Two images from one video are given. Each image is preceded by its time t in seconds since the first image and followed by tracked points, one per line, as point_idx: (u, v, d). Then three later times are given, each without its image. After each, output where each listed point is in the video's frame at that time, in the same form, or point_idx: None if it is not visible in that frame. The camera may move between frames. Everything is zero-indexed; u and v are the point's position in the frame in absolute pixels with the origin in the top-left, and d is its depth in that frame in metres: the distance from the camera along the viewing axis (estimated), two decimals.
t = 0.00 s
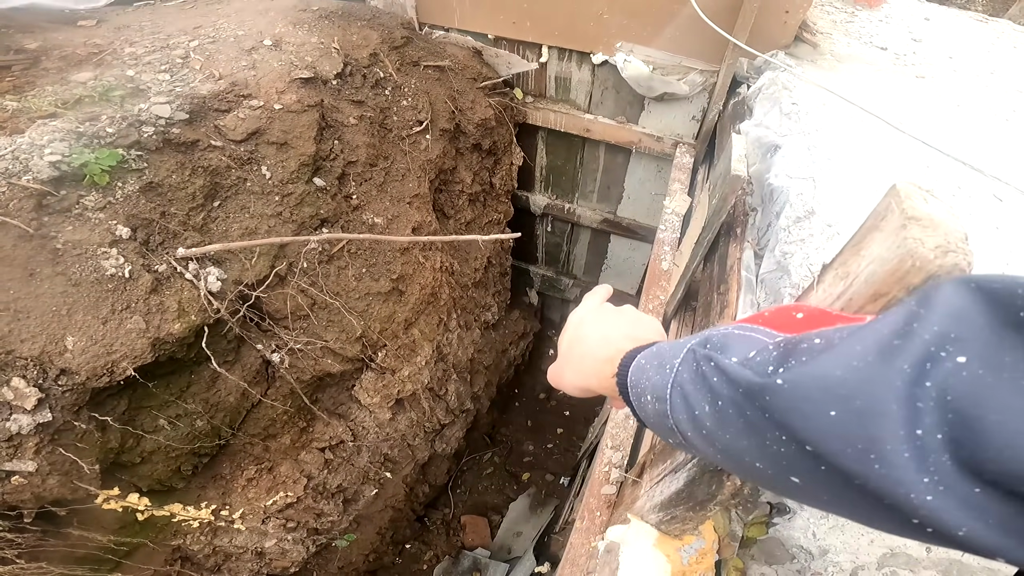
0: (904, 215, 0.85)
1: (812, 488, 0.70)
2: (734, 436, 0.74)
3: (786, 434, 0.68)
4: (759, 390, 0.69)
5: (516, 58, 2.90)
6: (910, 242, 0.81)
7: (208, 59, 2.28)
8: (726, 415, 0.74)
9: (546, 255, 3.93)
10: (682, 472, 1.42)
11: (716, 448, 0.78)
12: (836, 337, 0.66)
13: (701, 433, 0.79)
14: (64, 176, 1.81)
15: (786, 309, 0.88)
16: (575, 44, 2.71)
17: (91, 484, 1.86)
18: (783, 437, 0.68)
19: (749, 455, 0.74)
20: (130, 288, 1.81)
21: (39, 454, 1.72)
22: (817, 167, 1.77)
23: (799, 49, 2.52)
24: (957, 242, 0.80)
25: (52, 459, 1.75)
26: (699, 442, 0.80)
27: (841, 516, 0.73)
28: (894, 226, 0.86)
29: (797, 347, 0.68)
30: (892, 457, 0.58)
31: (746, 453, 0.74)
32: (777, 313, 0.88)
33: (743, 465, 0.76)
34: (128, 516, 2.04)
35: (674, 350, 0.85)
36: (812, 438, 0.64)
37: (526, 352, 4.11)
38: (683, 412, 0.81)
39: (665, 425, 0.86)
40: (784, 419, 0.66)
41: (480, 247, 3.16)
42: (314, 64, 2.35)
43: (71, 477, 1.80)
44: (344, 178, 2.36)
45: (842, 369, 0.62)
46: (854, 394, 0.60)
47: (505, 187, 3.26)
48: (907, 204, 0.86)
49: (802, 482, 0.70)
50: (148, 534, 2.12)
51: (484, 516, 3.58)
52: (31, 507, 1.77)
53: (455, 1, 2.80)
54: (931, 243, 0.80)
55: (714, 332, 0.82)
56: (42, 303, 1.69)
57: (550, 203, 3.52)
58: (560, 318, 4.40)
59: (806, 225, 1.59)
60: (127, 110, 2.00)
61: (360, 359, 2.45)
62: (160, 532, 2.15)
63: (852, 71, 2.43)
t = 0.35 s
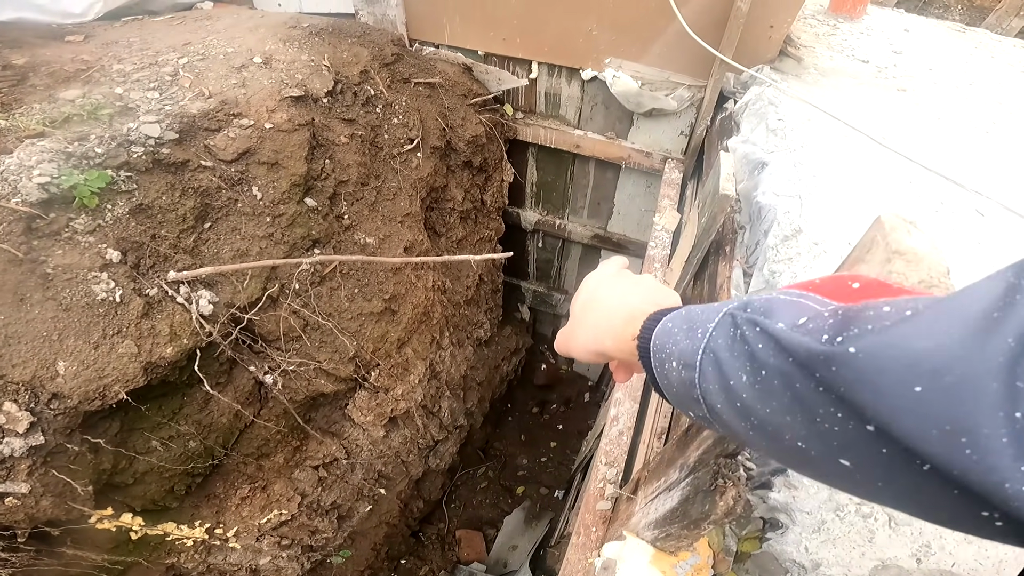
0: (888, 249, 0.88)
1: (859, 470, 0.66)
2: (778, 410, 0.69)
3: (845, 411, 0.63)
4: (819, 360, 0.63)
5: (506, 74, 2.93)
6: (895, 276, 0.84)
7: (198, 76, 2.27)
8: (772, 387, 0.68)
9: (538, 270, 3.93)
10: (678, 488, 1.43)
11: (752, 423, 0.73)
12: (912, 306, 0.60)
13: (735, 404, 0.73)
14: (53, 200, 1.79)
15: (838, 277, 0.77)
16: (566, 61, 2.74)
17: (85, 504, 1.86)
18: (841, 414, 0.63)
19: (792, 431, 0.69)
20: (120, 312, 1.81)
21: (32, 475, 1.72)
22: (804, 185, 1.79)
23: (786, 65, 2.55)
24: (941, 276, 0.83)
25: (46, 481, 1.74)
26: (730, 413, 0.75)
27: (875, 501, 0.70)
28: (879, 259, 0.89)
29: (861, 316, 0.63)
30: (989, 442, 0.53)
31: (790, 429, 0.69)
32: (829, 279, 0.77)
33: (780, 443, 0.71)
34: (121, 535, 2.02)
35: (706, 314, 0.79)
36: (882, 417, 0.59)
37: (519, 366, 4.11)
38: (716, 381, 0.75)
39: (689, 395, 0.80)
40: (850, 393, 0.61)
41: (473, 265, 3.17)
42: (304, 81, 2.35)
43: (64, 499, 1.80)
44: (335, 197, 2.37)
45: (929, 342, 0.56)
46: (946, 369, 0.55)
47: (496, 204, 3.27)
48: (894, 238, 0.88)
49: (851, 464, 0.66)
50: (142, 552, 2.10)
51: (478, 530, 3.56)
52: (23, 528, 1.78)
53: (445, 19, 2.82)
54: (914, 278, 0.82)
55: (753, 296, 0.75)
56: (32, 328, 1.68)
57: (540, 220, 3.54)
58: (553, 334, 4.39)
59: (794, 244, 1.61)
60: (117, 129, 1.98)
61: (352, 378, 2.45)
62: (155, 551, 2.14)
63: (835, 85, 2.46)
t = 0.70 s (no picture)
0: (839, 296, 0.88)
1: (924, 313, 0.58)
2: (826, 242, 0.62)
3: (918, 231, 0.57)
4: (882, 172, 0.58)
5: (497, 97, 3.00)
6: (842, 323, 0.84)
7: (194, 104, 2.31)
8: (820, 213, 0.62)
9: (530, 290, 3.97)
10: (664, 506, 1.53)
11: (789, 265, 0.65)
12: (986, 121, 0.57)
13: (772, 242, 0.66)
14: (57, 233, 1.83)
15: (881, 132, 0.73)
16: (556, 84, 2.81)
17: (94, 524, 1.91)
18: (911, 235, 0.57)
19: (841, 268, 0.61)
20: (126, 343, 1.85)
21: (43, 497, 1.76)
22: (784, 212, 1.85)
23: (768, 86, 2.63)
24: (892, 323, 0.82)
25: (57, 502, 1.79)
26: (762, 257, 0.68)
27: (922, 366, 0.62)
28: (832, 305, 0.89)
29: (929, 131, 0.58)
30: None
31: (840, 266, 0.61)
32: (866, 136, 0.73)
33: (824, 289, 0.63)
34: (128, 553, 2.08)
35: (734, 157, 0.75)
36: (974, 226, 0.53)
37: (513, 383, 4.16)
38: (746, 220, 0.69)
39: (710, 242, 0.74)
40: (933, 200, 0.55)
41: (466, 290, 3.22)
42: (299, 109, 2.41)
43: (75, 519, 1.85)
44: (331, 225, 2.42)
45: None
46: None
47: (488, 226, 3.33)
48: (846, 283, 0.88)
49: (914, 302, 0.58)
50: (148, 569, 2.16)
51: (476, 544, 3.61)
52: (32, 551, 1.84)
53: (438, 44, 2.89)
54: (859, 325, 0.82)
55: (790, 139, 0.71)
56: (40, 359, 1.73)
57: (532, 240, 3.60)
58: (546, 351, 4.44)
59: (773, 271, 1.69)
60: (116, 160, 2.02)
61: (350, 402, 2.52)
62: (159, 568, 2.19)
63: (814, 107, 2.55)
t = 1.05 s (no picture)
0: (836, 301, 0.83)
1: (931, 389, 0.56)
2: (825, 317, 0.59)
3: (922, 309, 0.54)
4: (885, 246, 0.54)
5: (486, 108, 2.97)
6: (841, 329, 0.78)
7: (175, 115, 2.27)
8: (817, 286, 0.59)
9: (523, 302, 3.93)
10: (659, 522, 1.48)
11: (788, 336, 0.63)
12: (987, 183, 0.53)
13: (770, 314, 0.63)
14: (32, 247, 1.77)
15: (878, 168, 0.69)
16: (545, 93, 2.79)
17: (71, 541, 1.84)
18: (914, 313, 0.54)
19: (843, 342, 0.59)
20: (101, 360, 1.79)
21: (18, 514, 1.69)
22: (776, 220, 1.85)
23: (757, 92, 2.61)
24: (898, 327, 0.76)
25: (31, 519, 1.72)
26: (762, 327, 0.65)
27: (930, 431, 0.61)
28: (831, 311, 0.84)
29: (929, 197, 0.54)
30: None
31: (841, 340, 0.59)
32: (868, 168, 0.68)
33: (827, 362, 0.61)
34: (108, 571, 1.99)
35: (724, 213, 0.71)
36: (982, 309, 0.50)
37: (508, 396, 4.11)
38: (742, 290, 0.66)
39: (705, 307, 0.71)
40: (939, 279, 0.51)
41: (457, 303, 3.18)
42: (284, 120, 2.37)
43: (51, 536, 1.78)
44: (317, 238, 2.37)
45: None
46: None
47: (478, 238, 3.29)
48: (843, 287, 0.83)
49: (921, 379, 0.56)
50: None
51: (472, 559, 3.54)
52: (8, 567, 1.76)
53: (425, 55, 2.87)
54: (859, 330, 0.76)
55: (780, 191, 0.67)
56: (13, 377, 1.67)
57: (524, 252, 3.56)
58: (541, 364, 4.39)
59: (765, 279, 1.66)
60: (93, 172, 1.97)
61: (339, 417, 2.46)
62: None
63: (804, 112, 2.53)
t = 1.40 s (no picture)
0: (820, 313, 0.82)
1: (929, 411, 0.55)
2: (819, 341, 0.59)
3: (918, 333, 0.53)
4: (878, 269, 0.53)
5: (478, 116, 2.96)
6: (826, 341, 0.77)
7: (164, 128, 2.25)
8: (809, 311, 0.59)
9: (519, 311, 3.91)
10: (654, 534, 1.46)
11: (782, 360, 0.62)
12: (980, 202, 0.52)
13: (763, 339, 0.63)
14: (17, 263, 1.74)
15: (862, 185, 0.68)
16: (536, 100, 2.79)
17: (63, 554, 1.78)
18: (909, 337, 0.53)
19: (837, 366, 0.58)
20: (89, 375, 1.77)
21: (6, 527, 1.63)
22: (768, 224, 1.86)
23: (749, 98, 2.62)
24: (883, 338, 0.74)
25: (21, 533, 1.67)
26: (755, 352, 0.64)
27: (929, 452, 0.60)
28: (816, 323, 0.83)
29: (920, 219, 0.54)
30: None
31: (836, 365, 0.58)
32: (851, 186, 0.68)
33: (822, 386, 0.60)
34: None
35: (711, 236, 0.70)
36: (980, 331, 0.49)
37: (506, 406, 4.08)
38: (733, 313, 0.65)
39: (696, 332, 0.70)
40: (936, 301, 0.50)
41: (452, 314, 3.16)
42: (274, 132, 2.36)
43: (42, 549, 1.72)
44: (309, 250, 2.35)
45: None
46: None
47: (473, 247, 3.27)
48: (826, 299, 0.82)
49: (919, 402, 0.55)
50: None
51: (472, 571, 3.51)
52: None
53: (416, 64, 2.87)
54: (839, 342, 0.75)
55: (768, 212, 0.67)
56: None
57: (519, 261, 3.55)
58: (538, 373, 4.37)
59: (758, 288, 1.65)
60: (80, 186, 1.95)
61: (334, 430, 2.43)
62: None
63: (795, 117, 2.53)
